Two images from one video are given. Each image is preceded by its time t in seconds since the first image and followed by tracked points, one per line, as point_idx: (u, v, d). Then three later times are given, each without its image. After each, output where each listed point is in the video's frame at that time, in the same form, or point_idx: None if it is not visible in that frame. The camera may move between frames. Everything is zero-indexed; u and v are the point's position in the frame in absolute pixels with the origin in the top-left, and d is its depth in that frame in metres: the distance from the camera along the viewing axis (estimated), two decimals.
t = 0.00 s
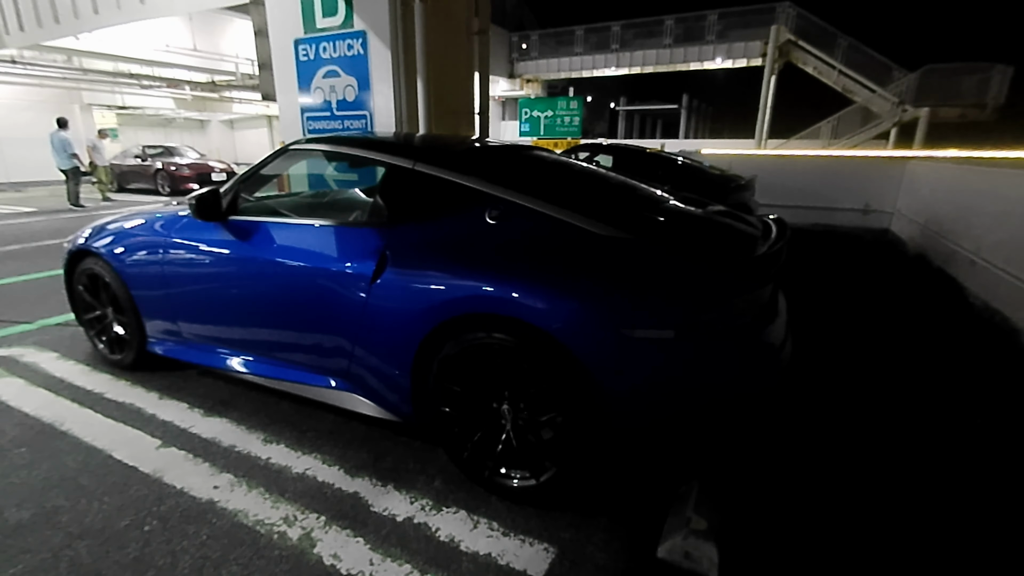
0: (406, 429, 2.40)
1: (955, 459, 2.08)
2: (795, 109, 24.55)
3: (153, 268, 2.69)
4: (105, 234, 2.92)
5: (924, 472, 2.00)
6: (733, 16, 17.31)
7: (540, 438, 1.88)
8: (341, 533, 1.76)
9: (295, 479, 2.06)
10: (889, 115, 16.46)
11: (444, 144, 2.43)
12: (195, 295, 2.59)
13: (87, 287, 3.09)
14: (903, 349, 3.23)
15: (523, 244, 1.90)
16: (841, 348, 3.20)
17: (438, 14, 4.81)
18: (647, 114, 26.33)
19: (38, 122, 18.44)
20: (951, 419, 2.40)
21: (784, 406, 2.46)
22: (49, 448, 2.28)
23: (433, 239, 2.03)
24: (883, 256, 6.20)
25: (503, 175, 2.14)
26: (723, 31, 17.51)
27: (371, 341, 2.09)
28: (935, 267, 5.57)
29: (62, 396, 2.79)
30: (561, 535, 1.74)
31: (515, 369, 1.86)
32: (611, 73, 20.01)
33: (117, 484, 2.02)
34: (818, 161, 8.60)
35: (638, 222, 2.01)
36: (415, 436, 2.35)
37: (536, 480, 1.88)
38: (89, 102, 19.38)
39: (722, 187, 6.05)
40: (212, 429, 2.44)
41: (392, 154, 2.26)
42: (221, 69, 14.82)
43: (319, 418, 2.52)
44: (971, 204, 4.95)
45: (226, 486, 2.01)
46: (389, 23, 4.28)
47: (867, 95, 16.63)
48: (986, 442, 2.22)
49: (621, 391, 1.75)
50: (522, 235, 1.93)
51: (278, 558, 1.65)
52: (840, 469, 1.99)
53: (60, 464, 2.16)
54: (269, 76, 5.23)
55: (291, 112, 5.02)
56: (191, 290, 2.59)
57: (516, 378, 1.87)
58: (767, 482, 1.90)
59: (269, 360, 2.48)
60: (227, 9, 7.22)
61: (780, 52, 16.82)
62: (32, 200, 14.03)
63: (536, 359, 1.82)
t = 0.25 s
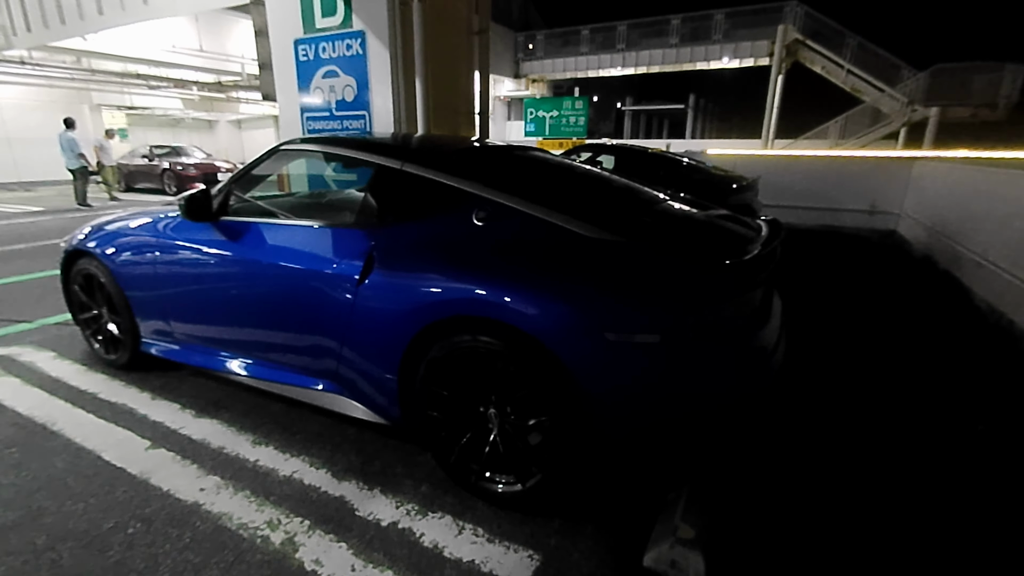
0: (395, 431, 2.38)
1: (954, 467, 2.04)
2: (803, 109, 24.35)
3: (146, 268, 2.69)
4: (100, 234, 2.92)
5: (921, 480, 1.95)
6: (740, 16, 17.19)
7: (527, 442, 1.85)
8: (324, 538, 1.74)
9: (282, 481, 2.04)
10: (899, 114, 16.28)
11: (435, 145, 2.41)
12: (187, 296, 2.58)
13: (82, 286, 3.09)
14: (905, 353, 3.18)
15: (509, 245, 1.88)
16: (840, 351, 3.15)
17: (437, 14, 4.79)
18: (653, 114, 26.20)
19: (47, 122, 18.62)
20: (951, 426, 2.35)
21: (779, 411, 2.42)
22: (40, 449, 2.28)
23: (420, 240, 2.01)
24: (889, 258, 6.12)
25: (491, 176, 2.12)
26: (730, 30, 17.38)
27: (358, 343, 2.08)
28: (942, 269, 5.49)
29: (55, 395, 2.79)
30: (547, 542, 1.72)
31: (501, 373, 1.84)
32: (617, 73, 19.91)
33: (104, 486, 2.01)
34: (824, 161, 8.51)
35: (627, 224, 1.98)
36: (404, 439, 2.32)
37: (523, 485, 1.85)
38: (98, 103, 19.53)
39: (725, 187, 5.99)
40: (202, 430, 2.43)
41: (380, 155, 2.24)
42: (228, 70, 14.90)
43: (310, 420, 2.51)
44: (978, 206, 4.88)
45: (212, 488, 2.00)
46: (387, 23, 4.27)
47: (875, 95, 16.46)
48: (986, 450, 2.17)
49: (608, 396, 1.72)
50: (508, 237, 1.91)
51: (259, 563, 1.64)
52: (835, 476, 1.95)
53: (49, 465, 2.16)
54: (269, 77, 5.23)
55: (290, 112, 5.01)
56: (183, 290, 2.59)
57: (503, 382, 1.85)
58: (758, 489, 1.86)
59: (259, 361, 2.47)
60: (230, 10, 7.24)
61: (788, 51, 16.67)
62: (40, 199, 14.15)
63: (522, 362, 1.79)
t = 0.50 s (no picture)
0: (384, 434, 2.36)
1: (952, 476, 1.99)
2: (811, 109, 24.17)
3: (139, 269, 2.69)
4: (95, 235, 2.93)
5: (916, 489, 1.91)
6: (747, 15, 17.07)
7: (512, 447, 1.83)
8: (306, 542, 1.73)
9: (268, 484, 2.04)
10: (909, 113, 16.21)
11: (424, 147, 2.40)
12: (179, 297, 2.59)
13: (78, 287, 3.11)
14: (905, 358, 3.13)
15: (494, 248, 1.86)
16: (839, 356, 3.11)
17: (436, 14, 4.78)
18: (659, 114, 26.09)
19: (58, 122, 18.83)
20: (950, 433, 2.30)
21: (773, 417, 2.38)
22: (30, 449, 2.29)
23: (406, 242, 2.00)
24: (894, 260, 6.04)
25: (478, 177, 2.10)
26: (737, 29, 17.26)
27: (344, 346, 2.06)
28: (948, 271, 5.41)
29: (50, 396, 2.80)
30: (531, 549, 1.69)
31: (486, 378, 1.82)
32: (622, 73, 19.83)
33: (91, 487, 2.01)
34: (829, 161, 8.43)
35: (616, 227, 1.96)
36: (392, 442, 2.31)
37: (507, 491, 1.83)
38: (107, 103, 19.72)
39: (727, 188, 5.93)
40: (191, 431, 2.43)
41: (368, 156, 2.23)
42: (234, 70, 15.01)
43: (300, 422, 2.50)
44: (984, 207, 4.81)
45: (198, 491, 2.00)
46: (386, 24, 4.26)
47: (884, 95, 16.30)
48: (986, 458, 2.12)
49: (593, 401, 1.70)
50: (494, 240, 1.89)
51: (240, 568, 1.63)
52: (826, 483, 1.91)
53: (37, 466, 2.16)
54: (269, 77, 5.24)
55: (290, 113, 5.02)
56: (174, 291, 2.59)
57: (487, 387, 1.83)
58: (748, 496, 1.83)
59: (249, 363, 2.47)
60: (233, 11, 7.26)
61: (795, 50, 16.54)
62: (49, 199, 14.30)
63: (506, 367, 1.77)
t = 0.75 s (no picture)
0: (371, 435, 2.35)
1: (945, 483, 1.96)
2: (817, 108, 23.98)
3: (130, 268, 2.70)
4: (89, 234, 2.94)
5: (908, 495, 1.88)
6: (752, 14, 16.97)
7: (495, 449, 1.81)
8: (287, 544, 1.72)
9: (253, 485, 2.03)
10: (918, 114, 15.94)
11: (412, 147, 2.39)
12: (169, 296, 2.59)
13: (73, 285, 3.12)
14: (903, 362, 3.09)
15: (478, 249, 1.85)
16: (835, 360, 3.07)
17: (434, 14, 4.77)
18: (664, 114, 25.99)
19: (66, 123, 18.99)
20: (945, 438, 2.26)
21: (764, 421, 2.35)
22: (19, 448, 2.29)
23: (391, 241, 1.99)
24: (897, 262, 5.98)
25: (464, 177, 2.09)
26: (743, 28, 17.15)
27: (329, 346, 2.06)
28: (952, 273, 5.34)
29: (43, 394, 2.81)
30: (512, 552, 1.68)
31: (468, 379, 1.80)
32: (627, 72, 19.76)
33: (77, 486, 2.02)
34: (832, 162, 8.36)
35: (601, 227, 1.94)
36: (379, 443, 2.30)
37: (490, 494, 1.81)
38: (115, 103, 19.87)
39: (728, 188, 5.88)
40: (180, 431, 2.43)
41: (355, 155, 2.23)
42: (239, 70, 15.09)
43: (288, 422, 2.50)
44: (988, 208, 4.75)
45: (182, 490, 1.99)
46: (383, 24, 4.26)
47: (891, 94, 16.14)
48: (981, 464, 2.08)
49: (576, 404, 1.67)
50: (478, 240, 1.87)
51: (219, 569, 1.62)
52: (814, 488, 1.89)
53: (25, 464, 2.17)
54: (268, 77, 5.24)
55: (288, 113, 5.02)
56: (165, 291, 2.60)
57: (470, 388, 1.81)
58: (733, 500, 1.81)
59: (237, 362, 2.47)
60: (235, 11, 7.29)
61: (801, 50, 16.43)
62: (56, 198, 14.41)
63: (488, 368, 1.75)
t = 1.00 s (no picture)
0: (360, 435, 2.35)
1: (936, 487, 1.93)
2: (823, 108, 23.84)
3: (123, 267, 2.71)
4: (83, 233, 2.95)
5: (896, 499, 1.85)
6: (757, 14, 16.88)
7: (478, 450, 1.80)
8: (269, 544, 1.72)
9: (239, 484, 2.03)
10: (925, 113, 15.81)
11: (401, 147, 2.39)
12: (160, 295, 2.59)
13: (69, 284, 3.13)
14: (900, 364, 3.06)
15: (461, 249, 1.84)
16: (835, 361, 3.04)
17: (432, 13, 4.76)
18: (669, 114, 25.91)
19: (74, 123, 19.15)
20: (939, 442, 2.23)
21: (755, 424, 2.33)
22: (10, 446, 2.30)
23: (377, 241, 1.98)
24: (900, 263, 5.93)
25: (450, 176, 2.08)
26: (748, 28, 17.05)
27: (315, 345, 2.05)
28: (954, 275, 5.29)
29: (37, 392, 2.83)
30: (494, 554, 1.67)
31: (451, 380, 1.79)
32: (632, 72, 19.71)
33: (64, 485, 2.02)
34: (836, 162, 8.30)
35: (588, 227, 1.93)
36: (368, 443, 2.29)
37: (473, 495, 1.80)
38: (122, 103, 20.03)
39: (728, 188, 5.84)
40: (170, 430, 2.43)
41: (343, 155, 2.23)
42: (244, 71, 15.16)
43: (278, 422, 2.50)
44: (991, 208, 4.69)
45: (168, 490, 2.00)
46: (380, 23, 4.25)
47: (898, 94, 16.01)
48: (965, 466, 2.07)
49: (559, 406, 1.66)
50: (462, 240, 1.87)
51: (200, 568, 1.62)
52: (803, 492, 1.86)
53: (15, 462, 2.18)
54: (267, 77, 5.26)
55: (287, 112, 5.03)
56: (156, 290, 2.60)
57: (453, 389, 1.80)
58: (720, 503, 1.79)
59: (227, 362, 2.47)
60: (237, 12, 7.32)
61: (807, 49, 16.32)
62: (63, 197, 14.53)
63: (470, 369, 1.74)
